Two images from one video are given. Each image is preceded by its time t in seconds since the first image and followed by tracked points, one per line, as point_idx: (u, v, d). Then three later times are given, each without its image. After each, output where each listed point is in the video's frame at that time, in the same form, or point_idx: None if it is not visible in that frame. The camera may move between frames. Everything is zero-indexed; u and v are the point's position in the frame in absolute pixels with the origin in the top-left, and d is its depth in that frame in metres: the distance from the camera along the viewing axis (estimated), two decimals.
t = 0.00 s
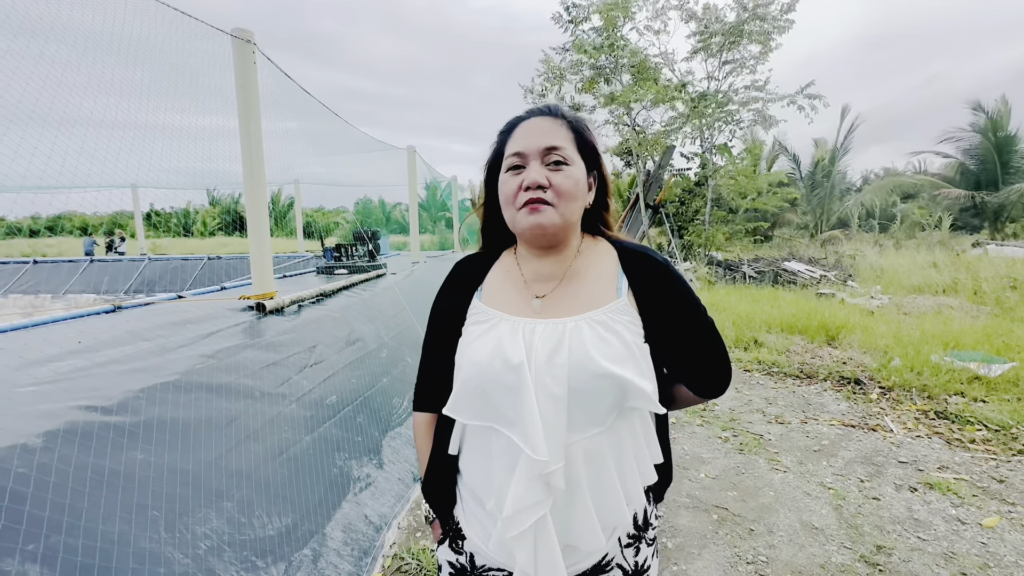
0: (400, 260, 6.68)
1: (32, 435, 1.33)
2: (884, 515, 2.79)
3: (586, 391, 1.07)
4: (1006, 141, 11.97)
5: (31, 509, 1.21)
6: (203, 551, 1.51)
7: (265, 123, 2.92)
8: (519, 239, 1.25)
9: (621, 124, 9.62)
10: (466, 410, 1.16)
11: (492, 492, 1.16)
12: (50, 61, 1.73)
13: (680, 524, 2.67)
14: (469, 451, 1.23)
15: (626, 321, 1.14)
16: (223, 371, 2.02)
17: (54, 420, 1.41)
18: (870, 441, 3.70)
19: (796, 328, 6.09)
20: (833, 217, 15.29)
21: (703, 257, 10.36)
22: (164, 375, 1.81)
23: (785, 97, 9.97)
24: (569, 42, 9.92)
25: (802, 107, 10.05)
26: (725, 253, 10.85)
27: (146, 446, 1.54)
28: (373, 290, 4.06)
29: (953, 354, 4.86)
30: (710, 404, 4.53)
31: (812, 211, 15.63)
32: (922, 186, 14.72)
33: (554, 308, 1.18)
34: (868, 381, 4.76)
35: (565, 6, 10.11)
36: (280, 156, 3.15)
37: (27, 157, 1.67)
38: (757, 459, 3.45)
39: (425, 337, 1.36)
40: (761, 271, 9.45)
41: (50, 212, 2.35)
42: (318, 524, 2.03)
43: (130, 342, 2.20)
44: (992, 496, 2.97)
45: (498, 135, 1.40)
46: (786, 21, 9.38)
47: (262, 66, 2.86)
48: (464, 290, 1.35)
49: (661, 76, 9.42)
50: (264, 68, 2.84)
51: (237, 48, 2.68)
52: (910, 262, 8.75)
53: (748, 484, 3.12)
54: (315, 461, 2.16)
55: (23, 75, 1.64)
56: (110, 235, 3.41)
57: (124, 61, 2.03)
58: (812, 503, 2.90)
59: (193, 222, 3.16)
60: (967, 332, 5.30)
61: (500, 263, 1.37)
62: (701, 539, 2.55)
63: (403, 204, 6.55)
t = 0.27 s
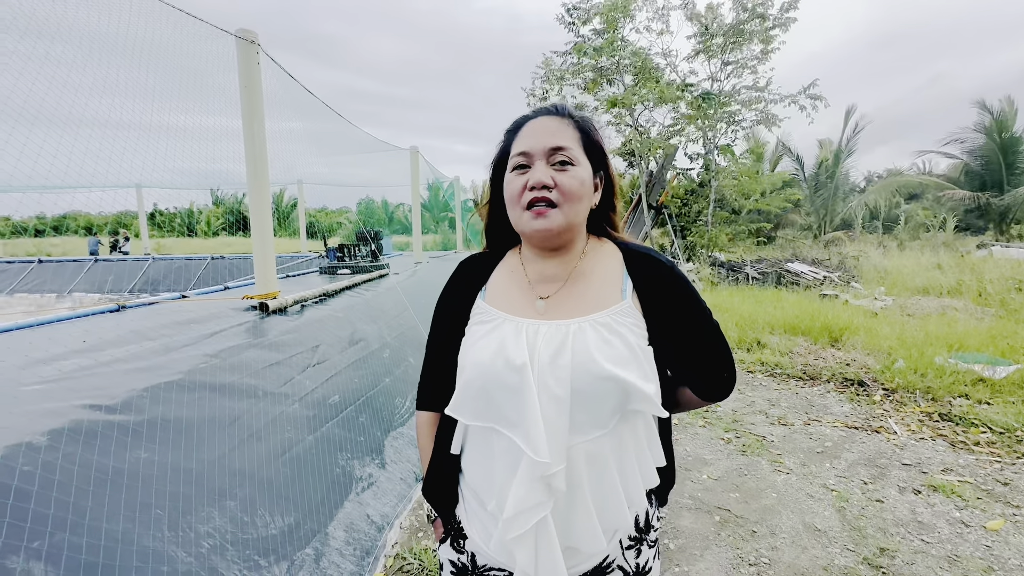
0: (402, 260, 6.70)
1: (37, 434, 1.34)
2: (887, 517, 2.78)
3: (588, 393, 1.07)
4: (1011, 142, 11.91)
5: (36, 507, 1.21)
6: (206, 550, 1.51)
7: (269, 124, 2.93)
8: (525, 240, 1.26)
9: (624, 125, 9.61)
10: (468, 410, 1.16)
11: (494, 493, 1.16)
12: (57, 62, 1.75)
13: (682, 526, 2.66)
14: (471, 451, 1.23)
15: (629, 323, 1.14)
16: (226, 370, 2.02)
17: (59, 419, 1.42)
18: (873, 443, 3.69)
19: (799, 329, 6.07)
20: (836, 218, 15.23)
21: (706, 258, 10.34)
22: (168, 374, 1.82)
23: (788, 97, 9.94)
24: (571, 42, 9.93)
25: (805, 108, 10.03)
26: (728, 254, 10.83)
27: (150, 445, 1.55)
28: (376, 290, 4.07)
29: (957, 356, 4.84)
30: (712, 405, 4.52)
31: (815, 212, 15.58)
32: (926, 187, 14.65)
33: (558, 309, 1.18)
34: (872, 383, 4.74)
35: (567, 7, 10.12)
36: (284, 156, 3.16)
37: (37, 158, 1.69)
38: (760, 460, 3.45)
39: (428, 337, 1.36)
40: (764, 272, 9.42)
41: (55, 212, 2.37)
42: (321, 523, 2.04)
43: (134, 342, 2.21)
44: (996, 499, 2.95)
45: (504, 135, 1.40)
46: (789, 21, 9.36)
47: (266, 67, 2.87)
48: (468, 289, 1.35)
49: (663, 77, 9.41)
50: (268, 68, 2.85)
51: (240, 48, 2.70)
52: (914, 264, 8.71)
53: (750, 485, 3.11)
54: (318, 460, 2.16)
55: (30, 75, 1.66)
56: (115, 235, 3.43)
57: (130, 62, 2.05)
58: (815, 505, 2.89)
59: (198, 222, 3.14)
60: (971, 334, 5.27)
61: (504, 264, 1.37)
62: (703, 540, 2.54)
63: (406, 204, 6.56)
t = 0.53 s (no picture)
0: (406, 261, 6.71)
1: (43, 432, 1.35)
2: (893, 521, 2.75)
3: (591, 394, 1.07)
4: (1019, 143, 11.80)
5: (43, 505, 1.22)
6: (210, 549, 1.51)
7: (274, 125, 2.95)
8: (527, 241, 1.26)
9: (627, 126, 9.60)
10: (470, 410, 1.16)
11: (495, 493, 1.16)
12: (65, 64, 1.77)
13: (686, 528, 2.65)
14: (473, 451, 1.23)
15: (632, 325, 1.14)
16: (231, 370, 2.03)
17: (66, 418, 1.44)
18: (879, 446, 3.66)
19: (804, 331, 6.04)
20: (842, 219, 15.14)
21: (710, 259, 10.30)
22: (173, 374, 1.83)
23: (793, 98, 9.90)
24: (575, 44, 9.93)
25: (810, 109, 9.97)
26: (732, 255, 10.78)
27: (155, 444, 1.56)
28: (380, 291, 4.08)
29: (964, 359, 4.80)
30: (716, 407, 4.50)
31: (821, 214, 15.50)
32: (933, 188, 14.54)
33: (560, 311, 1.18)
34: (877, 386, 4.71)
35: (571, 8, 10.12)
36: (290, 157, 3.17)
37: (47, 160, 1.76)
38: (764, 463, 3.43)
39: (432, 338, 1.36)
40: (769, 273, 9.37)
41: (62, 212, 2.40)
42: (324, 523, 2.04)
43: (140, 341, 2.22)
44: (1004, 504, 2.92)
45: (509, 135, 1.40)
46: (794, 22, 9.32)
47: (272, 68, 2.87)
48: (472, 290, 1.35)
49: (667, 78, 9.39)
50: (274, 69, 2.87)
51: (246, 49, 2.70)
52: (921, 266, 8.64)
53: (754, 488, 3.10)
54: (321, 460, 2.17)
55: (38, 78, 1.67)
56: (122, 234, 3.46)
57: (138, 64, 2.07)
58: (819, 508, 2.87)
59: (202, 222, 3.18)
60: (979, 336, 5.22)
61: (507, 265, 1.37)
62: (707, 543, 2.53)
63: (410, 205, 6.57)
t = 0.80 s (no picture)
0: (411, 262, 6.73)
1: (51, 431, 1.37)
2: (900, 526, 2.73)
3: (592, 396, 1.07)
4: None
5: (51, 503, 1.23)
6: (216, 548, 1.52)
7: (281, 126, 2.97)
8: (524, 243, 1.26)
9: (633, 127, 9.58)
10: (472, 411, 1.17)
11: (497, 494, 1.16)
12: (76, 66, 1.79)
13: (690, 532, 2.64)
14: (476, 452, 1.23)
15: (633, 326, 1.14)
16: (236, 370, 2.05)
17: (74, 417, 1.46)
18: (886, 451, 3.63)
19: (811, 334, 6.00)
20: (849, 221, 15.03)
21: (716, 261, 10.25)
22: (179, 373, 1.85)
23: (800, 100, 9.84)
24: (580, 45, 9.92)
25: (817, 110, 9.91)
26: (738, 257, 10.73)
27: (161, 443, 1.57)
28: (385, 292, 4.09)
29: (973, 363, 4.75)
30: (722, 410, 4.48)
31: (828, 216, 15.39)
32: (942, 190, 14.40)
33: (562, 313, 1.18)
34: (885, 389, 4.67)
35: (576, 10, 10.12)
36: (296, 158, 3.19)
37: (56, 160, 1.80)
38: (770, 467, 3.40)
39: (435, 339, 1.37)
40: (775, 275, 9.32)
41: (72, 212, 2.43)
42: (328, 523, 2.05)
43: (147, 341, 2.24)
44: (1013, 510, 2.88)
45: (512, 135, 1.40)
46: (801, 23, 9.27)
47: (279, 70, 2.89)
48: (474, 292, 1.35)
49: (673, 79, 9.37)
50: (280, 71, 2.89)
51: (254, 52, 2.72)
52: (929, 268, 8.56)
53: (759, 491, 3.08)
54: (326, 460, 2.18)
55: (50, 80, 1.70)
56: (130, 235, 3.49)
57: (148, 66, 2.09)
58: (825, 512, 2.85)
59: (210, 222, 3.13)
60: (988, 340, 5.16)
61: (510, 266, 1.37)
62: (712, 546, 2.52)
63: (415, 206, 6.59)
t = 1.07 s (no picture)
0: (417, 263, 6.75)
1: (62, 430, 1.39)
2: (909, 532, 2.70)
3: (595, 400, 1.06)
4: None
5: (60, 502, 1.25)
6: (222, 547, 1.53)
7: (289, 128, 2.99)
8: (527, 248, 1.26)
9: (639, 129, 9.57)
10: (476, 414, 1.16)
11: (500, 497, 1.16)
12: (89, 69, 1.82)
13: (696, 536, 2.62)
14: (479, 456, 1.23)
15: (637, 330, 1.13)
16: (243, 370, 2.06)
17: (83, 417, 1.47)
18: (895, 456, 3.59)
19: (819, 337, 5.95)
20: (858, 223, 14.91)
21: (723, 263, 10.20)
22: (187, 373, 1.87)
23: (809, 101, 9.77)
24: (587, 47, 9.93)
25: (826, 111, 9.85)
26: (745, 259, 10.66)
27: (169, 443, 1.59)
28: (391, 293, 4.11)
29: (984, 367, 4.69)
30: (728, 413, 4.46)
31: (836, 218, 15.27)
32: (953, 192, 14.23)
33: (565, 316, 1.18)
34: (894, 393, 4.63)
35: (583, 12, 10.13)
36: (304, 160, 3.22)
37: (67, 163, 1.83)
38: (776, 471, 3.38)
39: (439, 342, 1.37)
40: (783, 278, 9.26)
41: (83, 213, 2.47)
42: (334, 524, 2.06)
43: (156, 341, 2.26)
44: None
45: (518, 139, 1.40)
46: (810, 24, 9.21)
47: (287, 72, 2.91)
48: (479, 295, 1.35)
49: (680, 81, 9.34)
50: (289, 74, 2.91)
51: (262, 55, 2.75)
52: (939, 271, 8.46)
53: (766, 496, 3.06)
54: (332, 461, 2.18)
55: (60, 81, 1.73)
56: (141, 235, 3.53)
57: (159, 69, 2.12)
58: (833, 517, 2.83)
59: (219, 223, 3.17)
60: (1000, 344, 5.10)
61: (515, 269, 1.37)
62: (717, 551, 2.50)
63: (422, 208, 6.61)
